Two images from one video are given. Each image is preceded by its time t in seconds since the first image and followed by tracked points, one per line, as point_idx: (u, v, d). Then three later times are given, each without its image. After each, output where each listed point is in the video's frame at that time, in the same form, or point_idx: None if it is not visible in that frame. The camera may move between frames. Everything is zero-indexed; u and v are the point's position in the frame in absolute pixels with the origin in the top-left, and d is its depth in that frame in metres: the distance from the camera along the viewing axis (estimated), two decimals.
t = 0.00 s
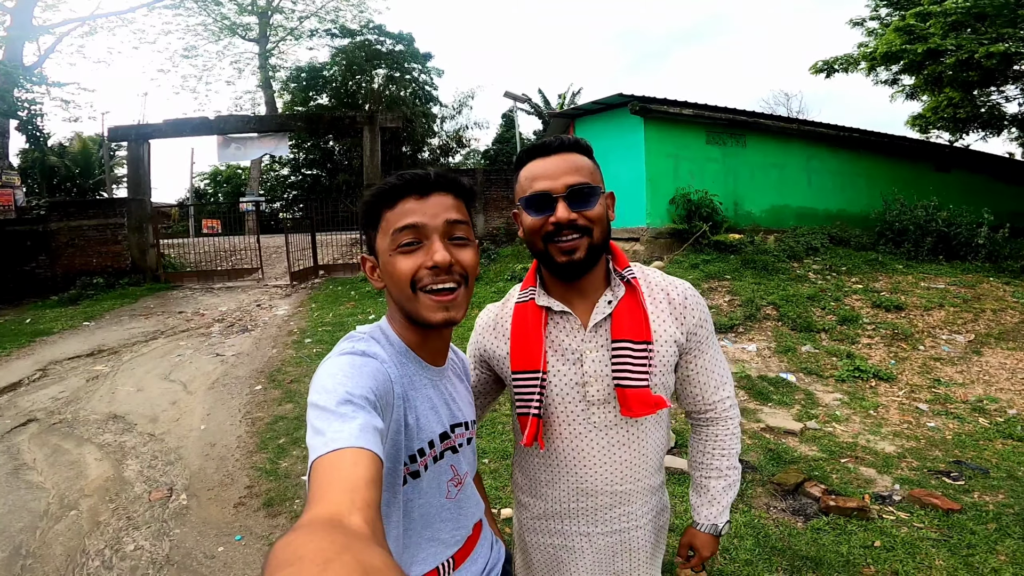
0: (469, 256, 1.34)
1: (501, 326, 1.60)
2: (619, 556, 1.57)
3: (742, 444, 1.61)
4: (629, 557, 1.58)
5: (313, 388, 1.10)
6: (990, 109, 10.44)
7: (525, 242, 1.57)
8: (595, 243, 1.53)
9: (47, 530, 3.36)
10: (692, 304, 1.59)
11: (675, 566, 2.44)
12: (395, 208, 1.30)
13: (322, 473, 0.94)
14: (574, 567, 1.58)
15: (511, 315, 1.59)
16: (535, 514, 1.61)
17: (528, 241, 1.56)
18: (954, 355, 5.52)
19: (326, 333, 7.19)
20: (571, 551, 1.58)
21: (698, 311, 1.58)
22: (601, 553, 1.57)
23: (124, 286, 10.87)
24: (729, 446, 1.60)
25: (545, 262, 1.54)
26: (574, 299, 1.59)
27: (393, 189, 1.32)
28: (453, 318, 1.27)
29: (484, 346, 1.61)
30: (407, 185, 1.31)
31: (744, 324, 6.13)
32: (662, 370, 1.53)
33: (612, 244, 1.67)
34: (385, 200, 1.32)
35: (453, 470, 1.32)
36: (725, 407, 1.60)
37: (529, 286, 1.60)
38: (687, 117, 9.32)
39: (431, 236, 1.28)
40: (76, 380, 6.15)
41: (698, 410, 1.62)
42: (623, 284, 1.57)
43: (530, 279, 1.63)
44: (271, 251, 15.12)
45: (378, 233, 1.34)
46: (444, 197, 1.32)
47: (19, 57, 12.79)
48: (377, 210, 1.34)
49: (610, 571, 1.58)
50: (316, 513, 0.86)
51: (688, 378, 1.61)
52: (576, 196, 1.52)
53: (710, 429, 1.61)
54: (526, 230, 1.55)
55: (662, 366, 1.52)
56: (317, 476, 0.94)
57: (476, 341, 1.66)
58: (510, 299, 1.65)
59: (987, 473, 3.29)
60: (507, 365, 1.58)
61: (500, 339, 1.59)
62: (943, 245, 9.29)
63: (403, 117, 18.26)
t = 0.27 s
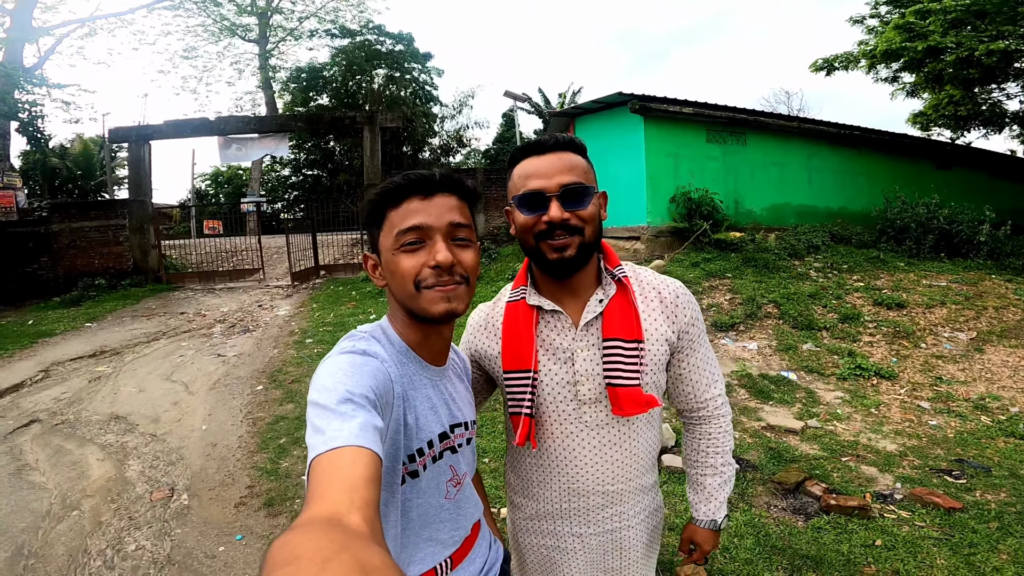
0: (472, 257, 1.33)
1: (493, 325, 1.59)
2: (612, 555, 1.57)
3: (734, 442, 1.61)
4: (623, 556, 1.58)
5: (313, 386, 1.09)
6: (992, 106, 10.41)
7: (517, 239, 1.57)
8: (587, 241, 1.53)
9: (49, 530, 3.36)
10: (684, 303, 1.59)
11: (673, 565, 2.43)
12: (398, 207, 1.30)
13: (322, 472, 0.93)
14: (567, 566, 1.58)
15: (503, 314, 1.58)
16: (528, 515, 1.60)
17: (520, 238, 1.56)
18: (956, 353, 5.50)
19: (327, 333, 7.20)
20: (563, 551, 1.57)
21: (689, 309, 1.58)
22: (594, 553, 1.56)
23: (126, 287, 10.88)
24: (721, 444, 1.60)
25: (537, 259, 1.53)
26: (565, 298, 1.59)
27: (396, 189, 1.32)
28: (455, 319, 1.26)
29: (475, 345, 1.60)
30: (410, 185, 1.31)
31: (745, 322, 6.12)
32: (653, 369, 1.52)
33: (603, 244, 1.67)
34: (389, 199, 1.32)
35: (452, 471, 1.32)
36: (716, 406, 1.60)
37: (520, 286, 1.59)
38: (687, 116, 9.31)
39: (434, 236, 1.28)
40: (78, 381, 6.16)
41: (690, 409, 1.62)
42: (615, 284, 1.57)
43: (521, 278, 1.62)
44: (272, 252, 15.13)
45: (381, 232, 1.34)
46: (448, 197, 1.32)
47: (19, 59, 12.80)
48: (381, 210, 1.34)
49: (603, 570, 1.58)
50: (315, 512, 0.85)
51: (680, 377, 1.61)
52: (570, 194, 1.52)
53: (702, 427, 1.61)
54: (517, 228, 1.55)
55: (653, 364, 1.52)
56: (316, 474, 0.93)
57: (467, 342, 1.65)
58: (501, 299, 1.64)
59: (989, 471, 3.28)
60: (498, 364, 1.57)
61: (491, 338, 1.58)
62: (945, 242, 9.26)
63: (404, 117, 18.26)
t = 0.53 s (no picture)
0: (473, 256, 1.32)
1: (485, 324, 1.58)
2: (602, 557, 1.56)
3: (725, 445, 1.61)
4: (611, 558, 1.58)
5: (315, 386, 1.09)
6: (993, 106, 10.40)
7: (510, 236, 1.56)
8: (580, 238, 1.52)
9: (48, 529, 3.36)
10: (675, 303, 1.58)
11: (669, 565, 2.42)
12: (397, 208, 1.29)
13: (323, 470, 0.92)
14: (558, 568, 1.57)
15: (494, 312, 1.57)
16: (519, 515, 1.60)
17: (513, 235, 1.55)
18: (957, 353, 5.49)
19: (327, 332, 7.20)
20: (553, 552, 1.57)
21: (680, 310, 1.58)
22: (584, 555, 1.56)
23: (127, 286, 10.88)
24: (710, 446, 1.59)
25: (529, 256, 1.53)
26: (557, 296, 1.58)
27: (395, 189, 1.31)
28: (457, 318, 1.25)
29: (464, 342, 1.58)
30: (409, 185, 1.30)
31: (744, 322, 6.11)
32: (644, 370, 1.52)
33: (595, 243, 1.66)
34: (388, 200, 1.31)
35: (451, 470, 1.31)
36: (706, 408, 1.60)
37: (512, 285, 1.59)
38: (687, 115, 9.30)
39: (434, 237, 1.27)
40: (78, 380, 6.16)
41: (680, 411, 1.61)
42: (606, 283, 1.57)
43: (514, 276, 1.62)
44: (273, 251, 15.13)
45: (381, 233, 1.33)
46: (447, 196, 1.31)
47: (20, 58, 12.80)
48: (381, 211, 1.33)
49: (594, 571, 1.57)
50: (316, 511, 0.85)
51: (670, 379, 1.60)
52: (563, 191, 1.51)
53: (691, 429, 1.60)
54: (511, 224, 1.54)
55: (643, 365, 1.52)
56: (318, 473, 0.93)
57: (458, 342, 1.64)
58: (493, 297, 1.63)
59: (988, 472, 3.27)
60: (489, 362, 1.56)
61: (482, 337, 1.58)
62: (946, 242, 9.23)
63: (404, 116, 18.25)
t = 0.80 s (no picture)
0: (478, 262, 1.31)
1: (479, 323, 1.56)
2: (595, 560, 1.55)
3: (716, 447, 1.60)
4: (603, 561, 1.57)
5: (316, 387, 1.07)
6: (994, 107, 10.38)
7: (507, 236, 1.55)
8: (578, 239, 1.51)
9: (44, 528, 3.35)
10: (670, 304, 1.57)
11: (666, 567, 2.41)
12: (402, 210, 1.28)
13: (327, 471, 0.91)
14: (551, 570, 1.56)
15: (488, 310, 1.56)
16: (512, 517, 1.58)
17: (510, 234, 1.53)
18: (957, 354, 5.47)
19: (326, 332, 7.19)
20: (546, 554, 1.55)
21: (675, 312, 1.57)
22: (577, 557, 1.54)
23: (127, 285, 10.87)
24: (703, 449, 1.58)
25: (525, 256, 1.51)
26: (552, 297, 1.57)
27: (401, 191, 1.30)
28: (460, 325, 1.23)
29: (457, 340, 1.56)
30: (414, 187, 1.29)
31: (744, 322, 6.09)
32: (638, 371, 1.50)
33: (592, 243, 1.65)
34: (393, 203, 1.30)
35: (452, 471, 1.30)
36: (700, 411, 1.58)
37: (507, 283, 1.57)
38: (687, 115, 9.28)
39: (439, 240, 1.25)
40: (76, 379, 6.15)
41: (673, 413, 1.60)
42: (602, 283, 1.55)
43: (508, 275, 1.60)
44: (273, 250, 15.13)
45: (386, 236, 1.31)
46: (452, 200, 1.30)
47: (20, 58, 12.80)
48: (385, 213, 1.31)
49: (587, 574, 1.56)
50: (319, 512, 0.83)
51: (664, 380, 1.59)
52: (563, 191, 1.50)
53: (685, 431, 1.59)
54: (508, 223, 1.53)
55: (638, 366, 1.50)
56: (320, 475, 0.91)
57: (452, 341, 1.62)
58: (488, 295, 1.62)
59: (988, 473, 3.25)
60: (482, 362, 1.54)
61: (475, 335, 1.56)
62: (947, 243, 9.22)
63: (404, 116, 18.24)
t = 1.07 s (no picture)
0: (476, 259, 1.32)
1: (481, 322, 1.57)
2: (594, 556, 1.57)
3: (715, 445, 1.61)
4: (602, 557, 1.59)
5: (312, 387, 1.09)
6: (994, 107, 10.40)
7: (509, 235, 1.56)
8: (580, 239, 1.52)
9: (46, 527, 3.36)
10: (670, 305, 1.58)
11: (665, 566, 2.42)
12: (400, 208, 1.29)
13: (321, 472, 0.92)
14: (550, 568, 1.57)
15: (490, 309, 1.57)
16: (513, 514, 1.59)
17: (513, 233, 1.55)
18: (956, 354, 5.49)
19: (327, 332, 7.20)
20: (546, 552, 1.57)
21: (675, 312, 1.58)
22: (575, 554, 1.57)
23: (127, 285, 10.88)
24: (703, 447, 1.60)
25: (528, 255, 1.52)
26: (553, 295, 1.58)
27: (398, 190, 1.31)
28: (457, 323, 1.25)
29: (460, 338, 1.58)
30: (412, 186, 1.31)
31: (744, 322, 6.10)
32: (639, 370, 1.52)
33: (593, 243, 1.67)
34: (390, 201, 1.31)
35: (451, 472, 1.31)
36: (699, 409, 1.60)
37: (508, 282, 1.58)
38: (687, 116, 9.29)
39: (437, 239, 1.26)
40: (78, 378, 6.16)
41: (673, 412, 1.62)
42: (603, 283, 1.57)
43: (510, 274, 1.62)
44: (273, 250, 15.14)
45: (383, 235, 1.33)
46: (450, 198, 1.31)
47: (22, 58, 12.83)
48: (384, 213, 1.33)
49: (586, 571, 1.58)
50: (314, 514, 0.85)
51: (664, 380, 1.60)
52: (566, 191, 1.51)
53: (685, 430, 1.61)
54: (511, 222, 1.54)
55: (639, 365, 1.52)
56: (314, 476, 0.92)
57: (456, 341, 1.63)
58: (489, 294, 1.63)
59: (986, 473, 3.27)
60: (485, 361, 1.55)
61: (477, 334, 1.57)
62: (946, 243, 9.23)
63: (405, 116, 18.26)
